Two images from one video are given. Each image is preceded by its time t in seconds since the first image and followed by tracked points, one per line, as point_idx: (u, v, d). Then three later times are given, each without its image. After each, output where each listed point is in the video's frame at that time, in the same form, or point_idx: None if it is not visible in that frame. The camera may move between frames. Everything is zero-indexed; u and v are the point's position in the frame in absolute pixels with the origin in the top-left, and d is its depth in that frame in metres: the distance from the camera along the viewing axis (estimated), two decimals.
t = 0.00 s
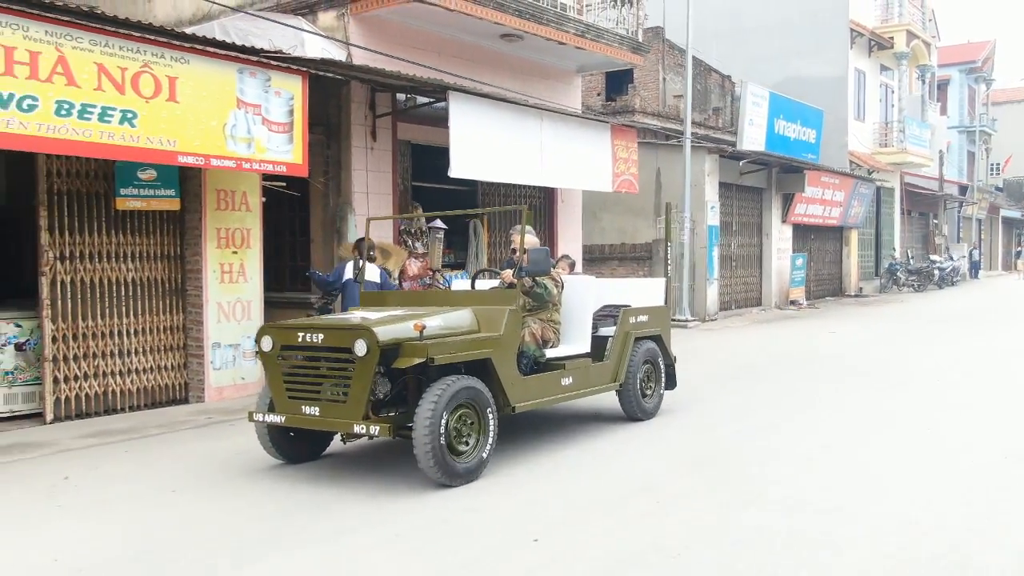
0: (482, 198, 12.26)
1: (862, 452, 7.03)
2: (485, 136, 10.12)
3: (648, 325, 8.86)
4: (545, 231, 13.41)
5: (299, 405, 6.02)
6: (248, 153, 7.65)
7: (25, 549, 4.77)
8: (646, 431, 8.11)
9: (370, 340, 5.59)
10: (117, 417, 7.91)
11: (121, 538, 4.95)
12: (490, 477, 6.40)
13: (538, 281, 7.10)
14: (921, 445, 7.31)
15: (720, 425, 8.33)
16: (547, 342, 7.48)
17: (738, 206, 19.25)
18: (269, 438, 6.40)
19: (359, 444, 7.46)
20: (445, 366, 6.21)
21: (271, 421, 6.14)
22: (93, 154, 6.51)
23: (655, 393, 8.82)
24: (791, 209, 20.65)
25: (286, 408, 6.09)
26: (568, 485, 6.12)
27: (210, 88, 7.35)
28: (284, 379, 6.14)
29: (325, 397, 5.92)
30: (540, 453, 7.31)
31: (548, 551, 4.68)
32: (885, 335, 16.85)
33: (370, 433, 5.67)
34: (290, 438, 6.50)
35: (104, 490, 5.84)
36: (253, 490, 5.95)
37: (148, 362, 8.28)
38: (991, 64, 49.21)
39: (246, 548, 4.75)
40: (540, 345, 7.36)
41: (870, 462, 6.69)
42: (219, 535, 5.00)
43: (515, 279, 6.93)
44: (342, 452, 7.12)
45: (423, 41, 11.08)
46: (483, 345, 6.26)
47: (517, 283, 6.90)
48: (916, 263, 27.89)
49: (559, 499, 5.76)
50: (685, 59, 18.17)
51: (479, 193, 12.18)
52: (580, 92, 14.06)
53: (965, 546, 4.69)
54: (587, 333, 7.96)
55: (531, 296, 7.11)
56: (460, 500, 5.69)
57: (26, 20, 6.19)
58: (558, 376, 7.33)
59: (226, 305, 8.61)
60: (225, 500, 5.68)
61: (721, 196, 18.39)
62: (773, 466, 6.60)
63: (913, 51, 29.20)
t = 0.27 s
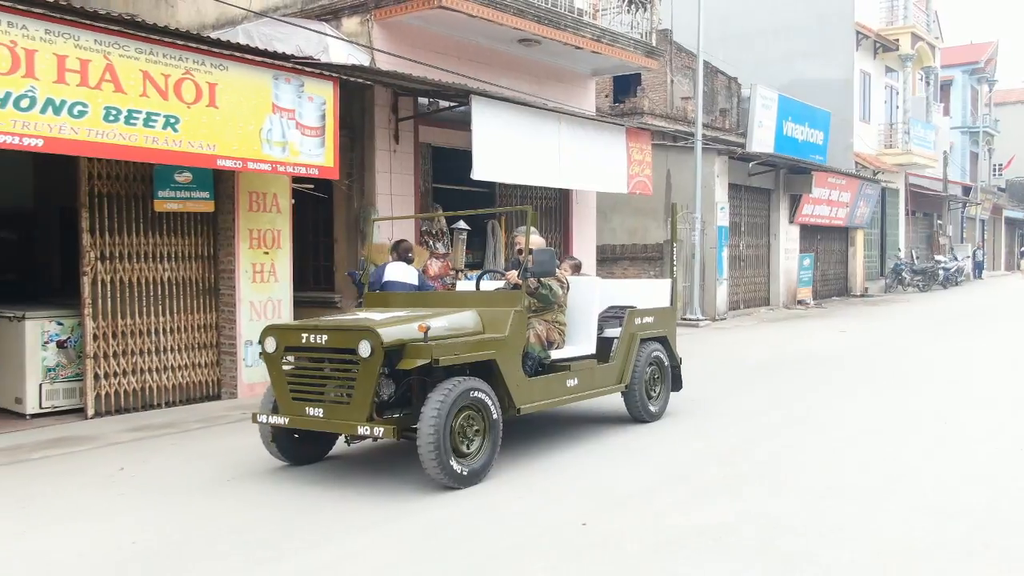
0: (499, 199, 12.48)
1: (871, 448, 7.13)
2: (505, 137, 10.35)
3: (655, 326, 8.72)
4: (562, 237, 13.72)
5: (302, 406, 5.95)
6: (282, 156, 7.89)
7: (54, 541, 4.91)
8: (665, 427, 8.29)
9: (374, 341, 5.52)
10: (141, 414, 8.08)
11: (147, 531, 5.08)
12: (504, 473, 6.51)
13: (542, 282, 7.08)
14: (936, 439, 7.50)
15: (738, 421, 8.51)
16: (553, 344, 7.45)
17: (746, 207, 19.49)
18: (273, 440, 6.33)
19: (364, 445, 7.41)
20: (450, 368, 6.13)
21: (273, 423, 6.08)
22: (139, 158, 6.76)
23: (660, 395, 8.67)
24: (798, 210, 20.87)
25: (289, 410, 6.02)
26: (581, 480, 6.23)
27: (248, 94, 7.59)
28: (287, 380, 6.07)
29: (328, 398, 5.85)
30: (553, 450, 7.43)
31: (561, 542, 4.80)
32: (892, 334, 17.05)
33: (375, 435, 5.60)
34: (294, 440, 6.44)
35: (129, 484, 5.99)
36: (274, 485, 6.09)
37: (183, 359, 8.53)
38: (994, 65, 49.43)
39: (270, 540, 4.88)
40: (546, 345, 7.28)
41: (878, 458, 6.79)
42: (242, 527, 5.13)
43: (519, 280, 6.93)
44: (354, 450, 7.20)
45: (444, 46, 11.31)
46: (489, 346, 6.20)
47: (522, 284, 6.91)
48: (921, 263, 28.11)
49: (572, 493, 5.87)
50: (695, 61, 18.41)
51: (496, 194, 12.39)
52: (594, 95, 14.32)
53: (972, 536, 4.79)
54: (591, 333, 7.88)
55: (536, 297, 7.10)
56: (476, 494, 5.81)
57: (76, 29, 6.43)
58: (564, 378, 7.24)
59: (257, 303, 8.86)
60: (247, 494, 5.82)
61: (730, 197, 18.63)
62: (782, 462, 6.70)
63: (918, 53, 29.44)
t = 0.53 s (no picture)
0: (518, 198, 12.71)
1: (878, 444, 7.26)
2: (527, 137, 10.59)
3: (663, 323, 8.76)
4: (577, 234, 13.92)
5: (312, 403, 5.97)
6: (317, 157, 8.12)
7: (88, 526, 5.08)
8: (686, 422, 8.50)
9: (384, 338, 5.52)
10: (171, 408, 8.28)
11: (176, 518, 5.24)
12: (520, 467, 6.65)
13: (554, 279, 6.91)
14: (951, 433, 7.71)
15: (755, 416, 8.72)
16: (562, 341, 7.40)
17: (756, 207, 19.75)
18: (283, 438, 6.33)
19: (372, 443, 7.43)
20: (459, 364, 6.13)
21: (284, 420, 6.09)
22: (184, 158, 7.01)
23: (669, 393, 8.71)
24: (806, 210, 21.11)
25: (299, 406, 6.04)
26: (595, 475, 6.35)
27: (285, 96, 7.82)
28: (298, 376, 6.08)
29: (339, 395, 5.86)
30: (568, 446, 7.56)
31: (578, 532, 4.93)
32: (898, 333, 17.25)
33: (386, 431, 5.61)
34: (303, 437, 6.45)
35: (157, 475, 6.15)
36: (297, 476, 6.24)
37: (219, 354, 8.77)
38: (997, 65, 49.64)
39: (296, 528, 5.03)
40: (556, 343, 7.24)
41: (886, 454, 6.91)
42: (268, 515, 5.28)
43: (529, 277, 6.79)
44: (368, 446, 7.29)
45: (464, 48, 11.53)
46: (500, 342, 6.20)
47: (532, 282, 6.79)
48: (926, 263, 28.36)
49: (587, 487, 6.00)
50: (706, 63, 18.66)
51: (515, 193, 12.57)
52: (609, 96, 14.56)
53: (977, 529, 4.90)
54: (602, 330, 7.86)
55: (547, 295, 6.92)
56: (493, 487, 5.95)
57: (126, 34, 6.67)
58: (574, 375, 7.27)
59: (289, 299, 9.10)
60: (271, 485, 5.97)
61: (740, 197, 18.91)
62: (793, 458, 6.82)
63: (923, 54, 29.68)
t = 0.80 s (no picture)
0: (535, 202, 13.03)
1: (892, 442, 7.41)
2: (547, 141, 10.83)
3: (673, 327, 8.65)
4: (591, 239, 14.22)
5: (322, 408, 5.97)
6: (350, 163, 8.39)
7: (133, 521, 5.25)
8: (703, 420, 8.70)
9: (396, 343, 5.53)
10: (202, 407, 8.49)
11: (215, 514, 5.40)
12: (542, 466, 6.79)
13: (564, 284, 7.01)
14: (963, 430, 7.92)
15: (771, 415, 8.93)
16: (571, 345, 7.41)
17: (763, 208, 20.02)
18: (293, 442, 6.33)
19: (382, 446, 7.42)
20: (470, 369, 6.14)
21: (294, 424, 6.09)
22: (227, 165, 7.28)
23: (678, 397, 8.66)
24: (813, 211, 21.37)
25: (309, 411, 6.04)
26: (616, 472, 6.50)
27: (320, 105, 8.08)
28: (308, 381, 6.09)
29: (349, 400, 5.86)
30: (588, 444, 7.74)
31: (604, 526, 5.09)
32: (905, 333, 17.49)
33: (397, 436, 5.61)
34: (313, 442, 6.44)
35: (192, 471, 6.32)
36: (327, 474, 6.40)
37: (252, 354, 9.03)
38: (999, 67, 49.92)
39: (331, 524, 5.19)
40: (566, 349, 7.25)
41: (902, 451, 7.12)
42: (303, 512, 5.44)
43: (539, 283, 6.83)
44: (378, 450, 7.27)
45: (483, 54, 11.79)
46: (511, 348, 6.23)
47: (541, 287, 6.81)
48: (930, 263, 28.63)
49: (608, 485, 6.14)
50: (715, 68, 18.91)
51: (532, 198, 12.94)
52: (622, 101, 14.83)
53: (993, 522, 5.05)
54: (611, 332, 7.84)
55: (557, 300, 6.99)
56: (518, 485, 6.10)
57: (172, 46, 6.92)
58: (583, 380, 7.21)
59: (319, 301, 9.36)
60: (302, 483, 6.13)
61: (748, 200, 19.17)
62: (808, 455, 6.97)
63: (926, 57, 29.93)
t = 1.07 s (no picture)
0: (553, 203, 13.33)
1: (899, 437, 7.60)
2: (566, 144, 11.14)
3: (680, 326, 8.65)
4: (608, 240, 14.55)
5: (334, 404, 6.00)
6: (382, 165, 8.73)
7: (173, 505, 5.48)
8: (720, 415, 8.95)
9: (406, 340, 5.55)
10: (234, 402, 8.76)
11: (249, 499, 5.64)
12: (560, 458, 7.00)
13: (570, 284, 7.03)
14: (974, 425, 8.16)
15: (786, 411, 9.17)
16: (580, 343, 7.47)
17: (773, 209, 20.31)
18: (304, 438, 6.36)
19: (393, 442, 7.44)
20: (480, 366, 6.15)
21: (306, 420, 6.12)
22: (268, 167, 7.60)
23: (686, 394, 8.61)
24: (822, 212, 21.64)
25: (321, 407, 6.07)
26: (632, 464, 6.70)
27: (354, 110, 8.40)
28: (320, 378, 6.12)
29: (361, 397, 5.88)
30: (610, 437, 7.99)
31: (622, 514, 5.28)
32: (914, 332, 17.76)
33: (407, 432, 5.62)
34: (325, 437, 6.46)
35: (224, 459, 6.57)
36: (354, 463, 6.62)
37: (285, 349, 9.36)
38: (1005, 67, 50.09)
39: (360, 508, 5.41)
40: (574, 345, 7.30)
41: (915, 445, 7.36)
42: (334, 497, 5.68)
43: (548, 281, 6.90)
44: (388, 446, 7.28)
45: (503, 59, 12.10)
46: (521, 345, 6.25)
47: (551, 285, 6.88)
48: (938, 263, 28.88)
49: (625, 476, 6.34)
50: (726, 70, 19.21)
51: (551, 200, 13.23)
52: (637, 103, 15.13)
53: (995, 512, 5.23)
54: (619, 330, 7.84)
55: (565, 298, 7.06)
56: (537, 476, 6.32)
57: (218, 54, 7.24)
58: (591, 377, 7.20)
59: (349, 298, 9.74)
60: (337, 472, 6.37)
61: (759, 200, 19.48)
62: (817, 449, 7.17)
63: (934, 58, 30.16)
